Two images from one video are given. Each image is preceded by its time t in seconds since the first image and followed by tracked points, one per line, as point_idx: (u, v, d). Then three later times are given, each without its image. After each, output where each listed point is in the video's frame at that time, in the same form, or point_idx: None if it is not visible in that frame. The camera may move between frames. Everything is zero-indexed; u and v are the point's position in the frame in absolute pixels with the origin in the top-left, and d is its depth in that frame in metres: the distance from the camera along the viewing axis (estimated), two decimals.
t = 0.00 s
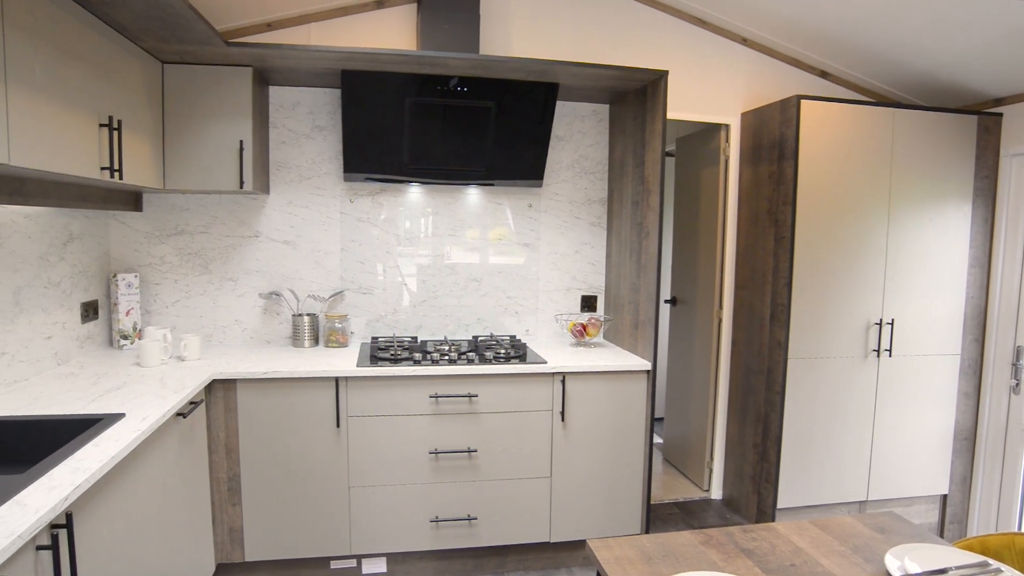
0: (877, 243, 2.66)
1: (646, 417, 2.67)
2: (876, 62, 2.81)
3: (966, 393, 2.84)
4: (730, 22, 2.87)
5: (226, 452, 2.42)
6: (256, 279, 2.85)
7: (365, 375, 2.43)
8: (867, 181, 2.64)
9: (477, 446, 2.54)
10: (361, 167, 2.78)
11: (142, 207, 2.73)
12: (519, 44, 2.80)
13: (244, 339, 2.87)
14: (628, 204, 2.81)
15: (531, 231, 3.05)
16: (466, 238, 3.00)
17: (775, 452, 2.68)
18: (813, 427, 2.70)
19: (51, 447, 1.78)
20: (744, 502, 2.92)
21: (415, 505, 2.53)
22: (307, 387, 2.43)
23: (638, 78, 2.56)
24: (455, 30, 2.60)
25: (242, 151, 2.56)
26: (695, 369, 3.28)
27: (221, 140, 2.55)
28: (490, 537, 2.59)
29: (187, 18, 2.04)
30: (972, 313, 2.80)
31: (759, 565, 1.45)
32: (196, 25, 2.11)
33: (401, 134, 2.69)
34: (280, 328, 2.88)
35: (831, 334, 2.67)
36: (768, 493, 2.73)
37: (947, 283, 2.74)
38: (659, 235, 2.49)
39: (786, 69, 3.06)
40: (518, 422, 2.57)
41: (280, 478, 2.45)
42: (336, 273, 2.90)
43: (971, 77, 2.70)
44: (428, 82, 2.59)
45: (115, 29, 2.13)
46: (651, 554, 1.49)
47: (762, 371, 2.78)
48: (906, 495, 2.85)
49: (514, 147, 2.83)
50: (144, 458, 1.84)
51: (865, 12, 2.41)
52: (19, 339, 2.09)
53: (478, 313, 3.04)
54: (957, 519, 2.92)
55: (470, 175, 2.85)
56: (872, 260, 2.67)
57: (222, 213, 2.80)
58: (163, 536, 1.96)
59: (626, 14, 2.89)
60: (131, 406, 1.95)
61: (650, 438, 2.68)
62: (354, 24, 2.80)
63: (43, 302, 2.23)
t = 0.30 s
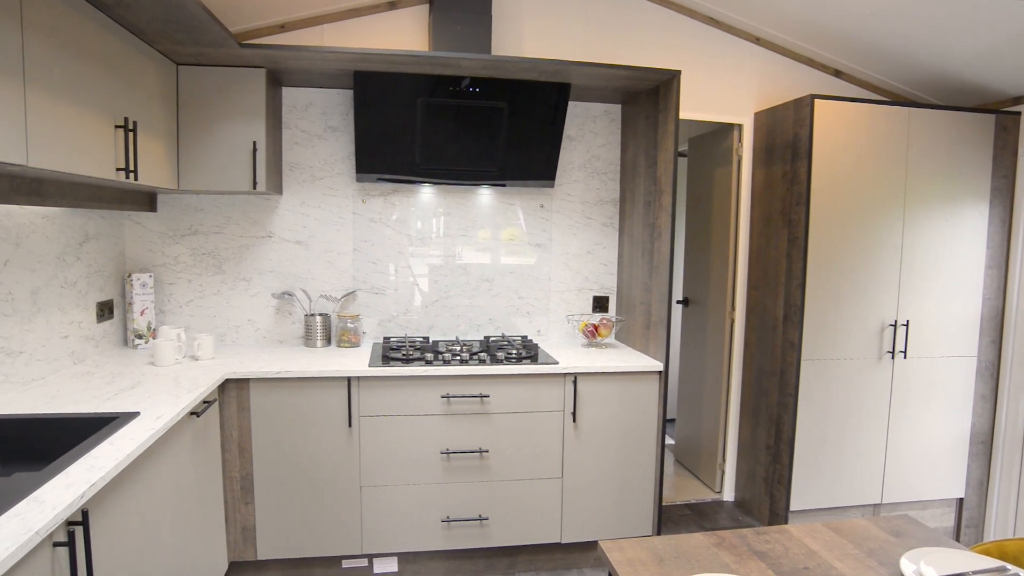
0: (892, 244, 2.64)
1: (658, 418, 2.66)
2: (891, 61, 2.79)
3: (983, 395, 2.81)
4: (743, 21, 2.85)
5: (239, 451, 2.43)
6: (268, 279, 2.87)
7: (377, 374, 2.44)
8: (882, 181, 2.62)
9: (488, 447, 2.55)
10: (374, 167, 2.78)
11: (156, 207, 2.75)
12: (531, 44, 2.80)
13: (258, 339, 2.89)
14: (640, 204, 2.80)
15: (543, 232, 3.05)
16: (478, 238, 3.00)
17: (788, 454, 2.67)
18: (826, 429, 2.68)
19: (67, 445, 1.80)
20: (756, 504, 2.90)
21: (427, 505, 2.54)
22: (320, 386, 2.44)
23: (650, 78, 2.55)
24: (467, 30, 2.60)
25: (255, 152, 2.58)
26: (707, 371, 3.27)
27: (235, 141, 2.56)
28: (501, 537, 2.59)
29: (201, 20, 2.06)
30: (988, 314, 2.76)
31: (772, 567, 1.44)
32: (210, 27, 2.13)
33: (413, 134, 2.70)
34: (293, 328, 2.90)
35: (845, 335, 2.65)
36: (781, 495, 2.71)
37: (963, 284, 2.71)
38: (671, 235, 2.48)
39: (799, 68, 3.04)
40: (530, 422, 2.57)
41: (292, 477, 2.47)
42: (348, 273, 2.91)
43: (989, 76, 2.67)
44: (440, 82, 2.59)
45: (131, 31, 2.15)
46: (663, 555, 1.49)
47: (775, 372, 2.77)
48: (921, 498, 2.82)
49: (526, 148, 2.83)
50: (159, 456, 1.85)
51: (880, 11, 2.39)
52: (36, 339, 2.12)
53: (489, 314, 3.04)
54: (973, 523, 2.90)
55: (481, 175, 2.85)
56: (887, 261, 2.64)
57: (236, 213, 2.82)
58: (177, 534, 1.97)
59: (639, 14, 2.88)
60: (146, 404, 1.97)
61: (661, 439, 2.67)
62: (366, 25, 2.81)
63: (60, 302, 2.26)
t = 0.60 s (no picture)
0: (898, 244, 2.63)
1: (663, 418, 2.66)
2: (898, 60, 2.78)
3: (990, 396, 2.80)
4: (749, 21, 2.85)
5: (245, 451, 2.44)
6: (274, 279, 2.88)
7: (382, 375, 2.44)
8: (889, 181, 2.61)
9: (493, 447, 2.55)
10: (379, 168, 2.79)
11: (162, 207, 2.76)
12: (536, 45, 2.80)
13: (263, 339, 2.90)
14: (645, 205, 2.80)
15: (548, 232, 3.05)
16: (483, 238, 3.00)
17: (794, 455, 2.66)
18: (832, 429, 2.67)
19: (74, 444, 1.81)
20: (762, 505, 2.89)
21: (432, 505, 2.54)
22: (325, 386, 2.44)
23: (656, 78, 2.55)
24: (472, 31, 2.60)
25: (261, 153, 2.58)
26: (712, 371, 3.26)
27: (241, 141, 2.57)
28: (506, 537, 2.59)
29: (207, 21, 2.07)
30: (996, 315, 2.75)
31: (778, 568, 1.44)
32: (216, 27, 2.13)
33: (418, 134, 2.70)
34: (299, 328, 2.90)
35: (852, 336, 2.64)
36: (786, 496, 2.70)
37: (970, 285, 2.70)
38: (677, 235, 2.48)
39: (805, 68, 3.04)
40: (535, 422, 2.57)
41: (298, 477, 2.47)
42: (353, 273, 2.92)
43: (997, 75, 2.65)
44: (445, 82, 2.60)
45: (137, 32, 2.16)
46: (668, 556, 1.48)
47: (780, 373, 2.76)
48: (927, 500, 2.81)
49: (531, 148, 2.83)
50: (165, 456, 1.86)
51: (887, 10, 2.38)
52: (43, 338, 2.13)
53: (494, 314, 3.04)
54: (981, 524, 2.88)
55: (486, 176, 2.85)
56: (894, 261, 2.63)
57: (241, 213, 2.83)
58: (183, 533, 1.98)
59: (644, 14, 2.88)
60: (152, 404, 1.98)
61: (667, 439, 2.66)
62: (372, 25, 2.81)
63: (67, 301, 2.27)
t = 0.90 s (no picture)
0: (907, 244, 2.62)
1: (669, 419, 2.65)
2: (906, 59, 2.77)
3: (1000, 397, 2.78)
4: (756, 20, 2.84)
5: (252, 450, 2.45)
6: (281, 279, 2.89)
7: (389, 375, 2.44)
8: (897, 181, 2.60)
9: (499, 447, 2.55)
10: (385, 168, 2.79)
11: (170, 208, 2.77)
12: (542, 45, 2.80)
13: (270, 339, 2.91)
14: (652, 205, 2.79)
15: (554, 232, 3.05)
16: (489, 238, 3.01)
17: (801, 455, 2.65)
18: (839, 430, 2.66)
19: (83, 443, 1.82)
20: (769, 506, 2.88)
21: (438, 505, 2.54)
22: (332, 386, 2.45)
23: (662, 78, 2.54)
24: (478, 31, 2.61)
25: (268, 154, 2.59)
26: (719, 372, 3.25)
27: (249, 142, 2.58)
28: (512, 538, 2.59)
29: (215, 22, 2.08)
30: (1005, 316, 2.73)
31: (785, 570, 1.43)
32: (224, 28, 2.14)
33: (425, 135, 2.71)
34: (305, 328, 2.91)
35: (859, 336, 2.63)
36: (793, 497, 2.70)
37: (979, 285, 2.68)
38: (683, 235, 2.48)
39: (813, 67, 3.02)
40: (541, 422, 2.57)
41: (305, 476, 2.48)
42: (360, 273, 2.92)
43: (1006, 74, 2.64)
44: (452, 83, 2.60)
45: (145, 33, 2.17)
46: (675, 557, 1.48)
47: (787, 373, 2.75)
48: (936, 501, 2.79)
49: (538, 148, 2.83)
50: (172, 455, 1.87)
51: (895, 9, 2.37)
52: (52, 337, 2.14)
53: (501, 314, 3.05)
54: (989, 527, 2.87)
55: (493, 176, 2.85)
56: (902, 261, 2.62)
57: (249, 214, 2.84)
58: (190, 532, 1.99)
59: (651, 14, 2.88)
60: (160, 403, 1.99)
61: (673, 440, 2.66)
62: (379, 25, 2.82)
63: (75, 301, 2.28)
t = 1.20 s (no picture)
0: (917, 245, 2.60)
1: (677, 420, 2.65)
2: (917, 58, 2.75)
3: (1011, 399, 2.76)
4: (765, 20, 2.83)
5: (260, 450, 2.46)
6: (289, 279, 2.90)
7: (397, 374, 2.45)
8: (907, 181, 2.58)
9: (507, 448, 2.55)
10: (393, 168, 2.80)
11: (180, 208, 2.79)
12: (549, 45, 2.80)
13: (279, 339, 2.92)
14: (660, 205, 2.79)
15: (562, 232, 3.05)
16: (497, 238, 3.01)
17: (810, 457, 2.64)
18: (849, 432, 2.65)
19: (94, 442, 1.83)
20: (778, 508, 2.87)
21: (446, 505, 2.54)
22: (341, 386, 2.46)
23: (670, 78, 2.54)
24: (486, 31, 2.61)
25: (276, 154, 2.60)
26: (727, 372, 3.24)
27: (257, 142, 2.59)
28: (520, 538, 2.59)
29: (225, 23, 2.09)
30: (1017, 317, 2.71)
31: (795, 572, 1.43)
32: (233, 29, 2.15)
33: (433, 135, 2.71)
34: (314, 328, 2.92)
35: (869, 337, 2.62)
36: (802, 498, 2.68)
37: (991, 286, 2.67)
38: (691, 236, 2.47)
39: (822, 67, 3.01)
40: (549, 423, 2.57)
41: (313, 476, 2.49)
42: (368, 273, 2.93)
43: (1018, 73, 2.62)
44: (460, 83, 2.60)
45: (155, 35, 2.18)
46: (683, 559, 1.48)
47: (796, 374, 2.74)
48: (947, 504, 2.78)
49: (545, 148, 2.83)
50: (182, 454, 1.87)
51: (905, 8, 2.36)
52: (63, 337, 2.16)
53: (509, 314, 3.05)
54: (1001, 530, 2.84)
55: (500, 176, 2.85)
56: (913, 262, 2.61)
57: (257, 214, 2.86)
58: (199, 531, 1.99)
59: (659, 13, 2.87)
60: (170, 403, 2.00)
61: (681, 441, 2.65)
62: (387, 26, 2.82)
63: (86, 301, 2.30)
